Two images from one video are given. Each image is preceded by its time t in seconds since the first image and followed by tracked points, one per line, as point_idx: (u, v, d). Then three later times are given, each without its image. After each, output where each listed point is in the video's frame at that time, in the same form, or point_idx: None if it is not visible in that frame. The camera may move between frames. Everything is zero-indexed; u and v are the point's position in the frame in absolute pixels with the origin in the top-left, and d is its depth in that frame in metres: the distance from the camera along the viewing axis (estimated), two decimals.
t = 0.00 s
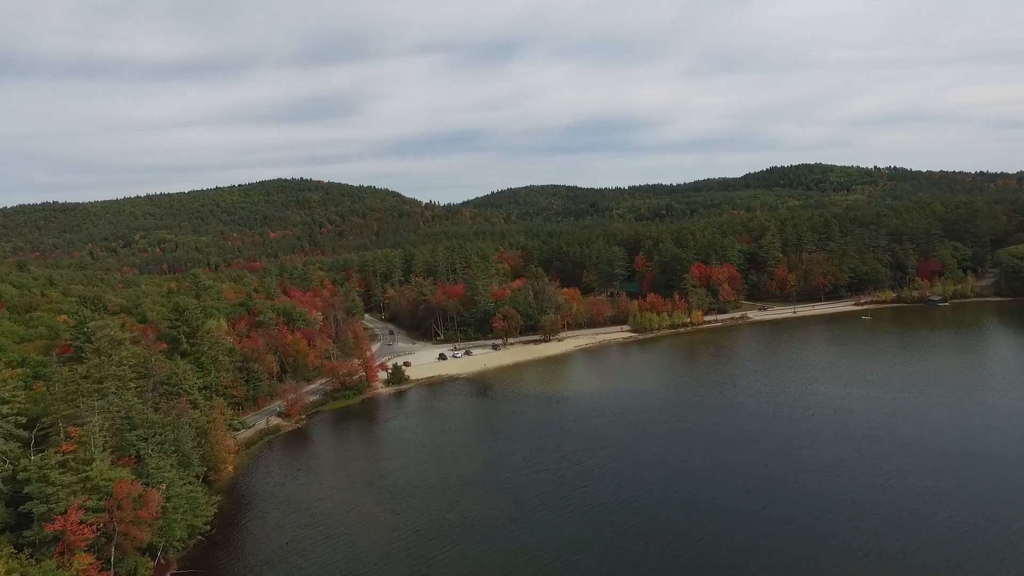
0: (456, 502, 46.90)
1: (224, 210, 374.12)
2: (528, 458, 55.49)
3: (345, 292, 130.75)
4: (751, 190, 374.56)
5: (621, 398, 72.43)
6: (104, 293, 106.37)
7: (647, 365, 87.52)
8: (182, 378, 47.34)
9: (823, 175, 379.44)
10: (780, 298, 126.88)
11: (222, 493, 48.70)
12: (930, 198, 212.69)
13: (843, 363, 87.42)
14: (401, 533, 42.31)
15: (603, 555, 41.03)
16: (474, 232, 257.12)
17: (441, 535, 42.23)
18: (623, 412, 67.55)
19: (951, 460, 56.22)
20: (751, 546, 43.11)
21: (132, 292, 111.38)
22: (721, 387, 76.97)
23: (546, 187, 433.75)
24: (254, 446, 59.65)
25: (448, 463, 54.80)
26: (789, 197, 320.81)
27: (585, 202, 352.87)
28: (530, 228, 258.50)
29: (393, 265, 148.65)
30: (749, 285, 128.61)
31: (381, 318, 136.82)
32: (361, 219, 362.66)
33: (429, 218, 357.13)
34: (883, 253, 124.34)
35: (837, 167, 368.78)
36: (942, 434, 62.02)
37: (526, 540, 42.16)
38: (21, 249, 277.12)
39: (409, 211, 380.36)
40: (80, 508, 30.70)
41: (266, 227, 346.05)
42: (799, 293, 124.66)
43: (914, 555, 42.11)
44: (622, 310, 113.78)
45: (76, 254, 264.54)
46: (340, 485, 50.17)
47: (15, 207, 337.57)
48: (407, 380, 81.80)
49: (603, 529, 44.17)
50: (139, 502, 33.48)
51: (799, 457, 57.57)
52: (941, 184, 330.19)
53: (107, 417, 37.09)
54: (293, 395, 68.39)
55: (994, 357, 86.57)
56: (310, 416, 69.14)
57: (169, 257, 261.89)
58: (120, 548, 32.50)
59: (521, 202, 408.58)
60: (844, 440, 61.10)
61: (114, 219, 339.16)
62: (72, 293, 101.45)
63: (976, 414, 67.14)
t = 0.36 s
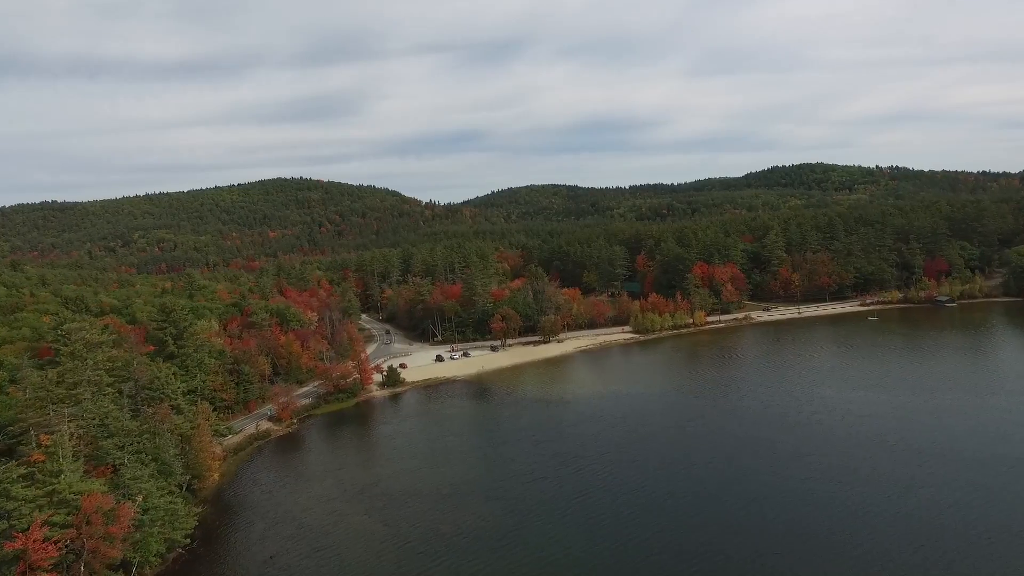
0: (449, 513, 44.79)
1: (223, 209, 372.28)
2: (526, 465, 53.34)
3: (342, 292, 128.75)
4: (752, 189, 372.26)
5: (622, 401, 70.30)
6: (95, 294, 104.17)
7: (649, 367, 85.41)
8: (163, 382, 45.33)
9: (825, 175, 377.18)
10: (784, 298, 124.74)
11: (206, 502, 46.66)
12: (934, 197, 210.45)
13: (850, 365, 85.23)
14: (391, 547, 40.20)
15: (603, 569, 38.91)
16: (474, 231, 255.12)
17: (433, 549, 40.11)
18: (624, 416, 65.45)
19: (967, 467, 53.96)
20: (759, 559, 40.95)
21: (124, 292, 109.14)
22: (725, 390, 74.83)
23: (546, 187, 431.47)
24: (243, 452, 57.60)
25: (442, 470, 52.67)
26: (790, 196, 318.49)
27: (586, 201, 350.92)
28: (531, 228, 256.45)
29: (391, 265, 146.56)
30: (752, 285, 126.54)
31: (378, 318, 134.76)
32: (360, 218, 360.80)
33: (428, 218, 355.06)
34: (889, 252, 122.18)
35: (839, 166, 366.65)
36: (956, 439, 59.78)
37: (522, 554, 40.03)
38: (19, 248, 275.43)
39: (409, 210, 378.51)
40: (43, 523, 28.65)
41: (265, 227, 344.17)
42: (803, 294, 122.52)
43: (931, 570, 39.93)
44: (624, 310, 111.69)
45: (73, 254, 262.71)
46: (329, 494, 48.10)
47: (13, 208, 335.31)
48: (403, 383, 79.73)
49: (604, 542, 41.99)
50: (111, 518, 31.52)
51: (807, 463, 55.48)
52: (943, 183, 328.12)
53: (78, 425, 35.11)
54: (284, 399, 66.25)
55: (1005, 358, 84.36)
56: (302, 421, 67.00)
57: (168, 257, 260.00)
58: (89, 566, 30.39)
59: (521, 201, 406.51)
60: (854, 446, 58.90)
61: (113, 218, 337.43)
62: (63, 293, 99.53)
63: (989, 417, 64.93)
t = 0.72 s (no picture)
0: (443, 525, 42.71)
1: (221, 209, 370.17)
2: (523, 473, 51.23)
3: (338, 292, 126.71)
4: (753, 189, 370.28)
5: (622, 405, 68.25)
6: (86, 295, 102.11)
7: (651, 369, 83.30)
8: (143, 388, 43.17)
9: (826, 174, 375.33)
10: (787, 298, 122.63)
11: (188, 512, 44.59)
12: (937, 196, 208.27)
13: (857, 366, 83.08)
14: (380, 562, 38.09)
15: None
16: (473, 231, 253.08)
17: (423, 564, 38.02)
18: (625, 421, 63.35)
19: (983, 473, 51.75)
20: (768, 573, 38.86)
21: (115, 293, 107.04)
22: (729, 393, 72.72)
23: (546, 186, 429.19)
24: (231, 458, 55.56)
25: (435, 478, 50.54)
26: (791, 196, 316.51)
27: (586, 201, 348.77)
28: (530, 227, 254.48)
29: (388, 265, 144.42)
30: (755, 285, 124.47)
31: (375, 318, 132.74)
32: (360, 218, 358.77)
33: (428, 217, 352.99)
34: (895, 252, 120.06)
35: (840, 166, 364.85)
36: (969, 442, 57.62)
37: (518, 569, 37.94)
38: (16, 248, 273.34)
39: (408, 210, 376.48)
40: None
41: (264, 226, 342.10)
42: (807, 294, 120.42)
43: None
44: (625, 310, 109.64)
45: (70, 254, 260.50)
46: (317, 503, 46.07)
47: (11, 208, 333.27)
48: (398, 385, 77.66)
49: (605, 557, 39.86)
50: (77, 534, 29.65)
51: (816, 470, 53.35)
52: (944, 183, 326.62)
53: (43, 435, 32.98)
54: (274, 403, 64.13)
55: (1016, 359, 82.20)
56: (293, 425, 64.90)
57: (165, 256, 257.84)
58: None
59: (521, 201, 404.52)
60: (864, 451, 56.76)
61: (111, 218, 335.25)
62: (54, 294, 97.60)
63: (1003, 419, 62.68)
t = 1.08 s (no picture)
0: (434, 537, 40.59)
1: (220, 208, 368.27)
2: (519, 481, 49.13)
3: (334, 292, 124.62)
4: (755, 188, 367.95)
5: (622, 409, 66.13)
6: (75, 295, 99.99)
7: (652, 372, 81.12)
8: (120, 392, 41.10)
9: (828, 173, 372.94)
10: (791, 299, 120.45)
11: (168, 523, 42.51)
12: (940, 195, 206.31)
13: (864, 368, 80.90)
14: None
15: None
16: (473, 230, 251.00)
17: None
18: (624, 426, 61.24)
19: (1000, 480, 49.49)
20: None
21: (105, 293, 104.72)
22: (733, 396, 70.55)
23: (546, 185, 427.11)
24: (215, 464, 53.45)
25: (426, 486, 48.39)
26: (793, 195, 314.01)
27: (587, 200, 346.52)
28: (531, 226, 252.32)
29: (386, 264, 142.28)
30: (758, 285, 122.36)
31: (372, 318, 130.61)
32: (359, 217, 356.76)
33: (427, 216, 350.95)
34: (901, 251, 117.87)
35: (842, 165, 362.66)
36: (983, 447, 55.43)
37: None
38: (14, 248, 271.87)
39: (408, 209, 374.48)
40: None
41: (263, 225, 340.23)
42: (811, 294, 118.28)
43: None
44: (625, 311, 107.53)
45: (68, 254, 258.72)
46: (303, 513, 43.96)
47: (8, 207, 331.25)
48: (393, 388, 75.51)
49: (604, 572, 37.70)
50: (34, 553, 27.71)
51: (825, 477, 51.14)
52: (947, 182, 324.21)
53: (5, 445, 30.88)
54: (263, 407, 61.91)
55: None
56: (282, 429, 62.76)
57: (164, 255, 256.04)
58: None
59: (522, 200, 402.38)
60: (875, 457, 54.53)
61: (110, 217, 333.48)
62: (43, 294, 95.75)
63: (1018, 423, 60.43)
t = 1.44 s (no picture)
0: (425, 552, 38.43)
1: (219, 207, 366.35)
2: (516, 491, 46.98)
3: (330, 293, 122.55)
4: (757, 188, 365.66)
5: (622, 414, 63.99)
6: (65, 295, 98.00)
7: (654, 374, 78.99)
8: (94, 398, 38.63)
9: (829, 173, 370.44)
10: (795, 299, 118.31)
11: (147, 534, 40.38)
12: (944, 194, 204.31)
13: (872, 368, 78.63)
14: None
15: None
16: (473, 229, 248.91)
17: None
18: (625, 431, 59.11)
19: (1020, 487, 47.27)
20: None
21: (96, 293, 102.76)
22: (738, 400, 68.37)
23: (547, 185, 425.09)
24: (200, 471, 51.34)
25: (418, 495, 46.24)
26: (796, 194, 311.63)
27: (588, 199, 344.27)
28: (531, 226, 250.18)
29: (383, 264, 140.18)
30: (762, 285, 120.22)
31: (369, 319, 128.52)
32: (359, 216, 354.76)
33: (427, 216, 348.99)
34: (907, 250, 115.66)
35: (844, 164, 360.43)
36: (999, 453, 53.20)
37: None
38: (12, 248, 270.29)
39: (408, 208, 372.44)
40: None
41: (262, 225, 338.34)
42: (815, 295, 116.13)
43: None
44: (626, 311, 105.44)
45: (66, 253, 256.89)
46: (288, 524, 41.89)
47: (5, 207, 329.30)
48: (387, 391, 73.36)
49: None
50: None
51: (836, 486, 48.87)
52: (950, 181, 321.66)
53: None
54: (251, 411, 59.82)
55: None
56: (272, 434, 60.68)
57: (162, 255, 254.16)
58: None
59: (522, 199, 400.11)
60: (886, 464, 52.32)
61: (108, 216, 331.70)
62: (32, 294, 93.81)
63: None
